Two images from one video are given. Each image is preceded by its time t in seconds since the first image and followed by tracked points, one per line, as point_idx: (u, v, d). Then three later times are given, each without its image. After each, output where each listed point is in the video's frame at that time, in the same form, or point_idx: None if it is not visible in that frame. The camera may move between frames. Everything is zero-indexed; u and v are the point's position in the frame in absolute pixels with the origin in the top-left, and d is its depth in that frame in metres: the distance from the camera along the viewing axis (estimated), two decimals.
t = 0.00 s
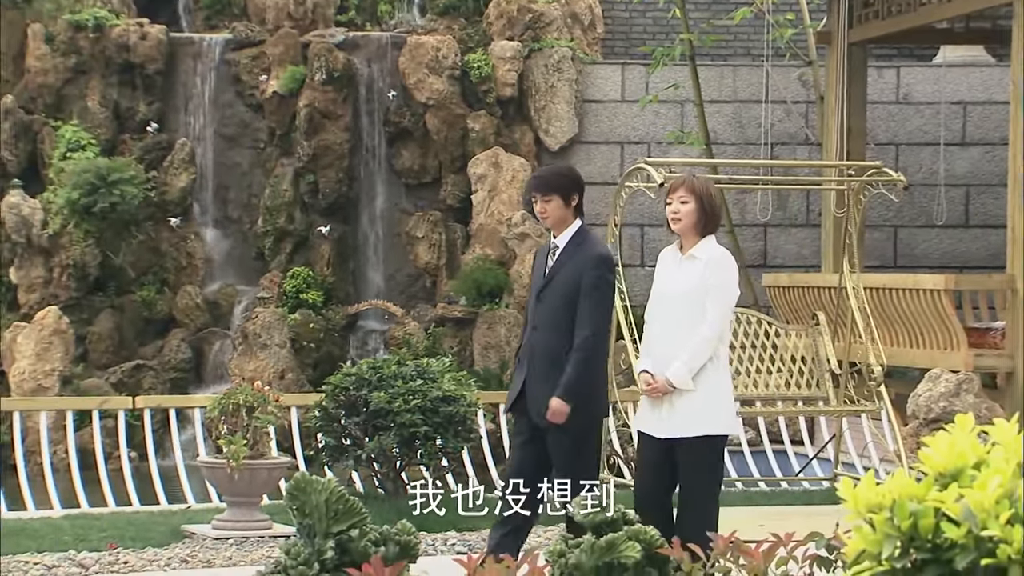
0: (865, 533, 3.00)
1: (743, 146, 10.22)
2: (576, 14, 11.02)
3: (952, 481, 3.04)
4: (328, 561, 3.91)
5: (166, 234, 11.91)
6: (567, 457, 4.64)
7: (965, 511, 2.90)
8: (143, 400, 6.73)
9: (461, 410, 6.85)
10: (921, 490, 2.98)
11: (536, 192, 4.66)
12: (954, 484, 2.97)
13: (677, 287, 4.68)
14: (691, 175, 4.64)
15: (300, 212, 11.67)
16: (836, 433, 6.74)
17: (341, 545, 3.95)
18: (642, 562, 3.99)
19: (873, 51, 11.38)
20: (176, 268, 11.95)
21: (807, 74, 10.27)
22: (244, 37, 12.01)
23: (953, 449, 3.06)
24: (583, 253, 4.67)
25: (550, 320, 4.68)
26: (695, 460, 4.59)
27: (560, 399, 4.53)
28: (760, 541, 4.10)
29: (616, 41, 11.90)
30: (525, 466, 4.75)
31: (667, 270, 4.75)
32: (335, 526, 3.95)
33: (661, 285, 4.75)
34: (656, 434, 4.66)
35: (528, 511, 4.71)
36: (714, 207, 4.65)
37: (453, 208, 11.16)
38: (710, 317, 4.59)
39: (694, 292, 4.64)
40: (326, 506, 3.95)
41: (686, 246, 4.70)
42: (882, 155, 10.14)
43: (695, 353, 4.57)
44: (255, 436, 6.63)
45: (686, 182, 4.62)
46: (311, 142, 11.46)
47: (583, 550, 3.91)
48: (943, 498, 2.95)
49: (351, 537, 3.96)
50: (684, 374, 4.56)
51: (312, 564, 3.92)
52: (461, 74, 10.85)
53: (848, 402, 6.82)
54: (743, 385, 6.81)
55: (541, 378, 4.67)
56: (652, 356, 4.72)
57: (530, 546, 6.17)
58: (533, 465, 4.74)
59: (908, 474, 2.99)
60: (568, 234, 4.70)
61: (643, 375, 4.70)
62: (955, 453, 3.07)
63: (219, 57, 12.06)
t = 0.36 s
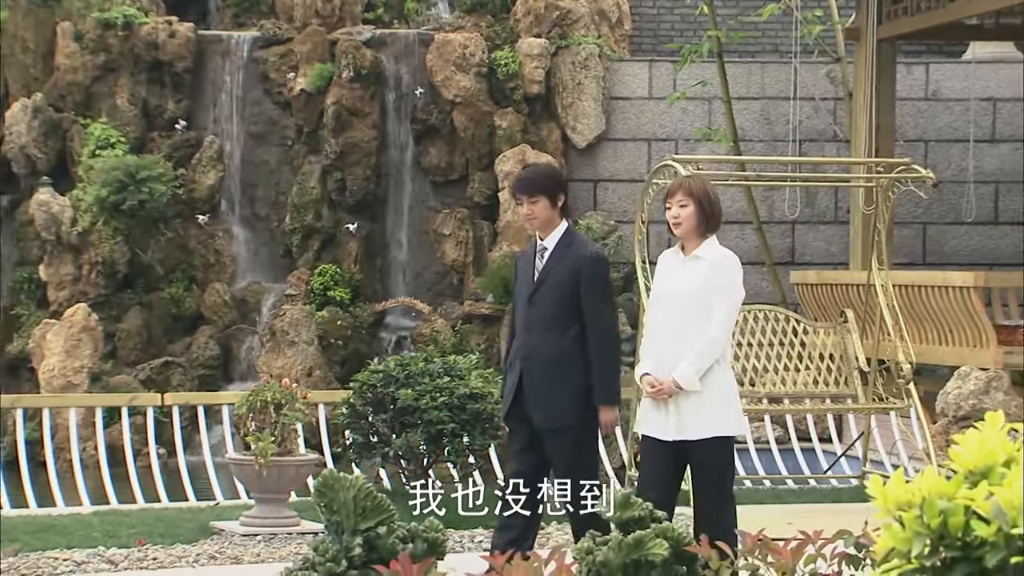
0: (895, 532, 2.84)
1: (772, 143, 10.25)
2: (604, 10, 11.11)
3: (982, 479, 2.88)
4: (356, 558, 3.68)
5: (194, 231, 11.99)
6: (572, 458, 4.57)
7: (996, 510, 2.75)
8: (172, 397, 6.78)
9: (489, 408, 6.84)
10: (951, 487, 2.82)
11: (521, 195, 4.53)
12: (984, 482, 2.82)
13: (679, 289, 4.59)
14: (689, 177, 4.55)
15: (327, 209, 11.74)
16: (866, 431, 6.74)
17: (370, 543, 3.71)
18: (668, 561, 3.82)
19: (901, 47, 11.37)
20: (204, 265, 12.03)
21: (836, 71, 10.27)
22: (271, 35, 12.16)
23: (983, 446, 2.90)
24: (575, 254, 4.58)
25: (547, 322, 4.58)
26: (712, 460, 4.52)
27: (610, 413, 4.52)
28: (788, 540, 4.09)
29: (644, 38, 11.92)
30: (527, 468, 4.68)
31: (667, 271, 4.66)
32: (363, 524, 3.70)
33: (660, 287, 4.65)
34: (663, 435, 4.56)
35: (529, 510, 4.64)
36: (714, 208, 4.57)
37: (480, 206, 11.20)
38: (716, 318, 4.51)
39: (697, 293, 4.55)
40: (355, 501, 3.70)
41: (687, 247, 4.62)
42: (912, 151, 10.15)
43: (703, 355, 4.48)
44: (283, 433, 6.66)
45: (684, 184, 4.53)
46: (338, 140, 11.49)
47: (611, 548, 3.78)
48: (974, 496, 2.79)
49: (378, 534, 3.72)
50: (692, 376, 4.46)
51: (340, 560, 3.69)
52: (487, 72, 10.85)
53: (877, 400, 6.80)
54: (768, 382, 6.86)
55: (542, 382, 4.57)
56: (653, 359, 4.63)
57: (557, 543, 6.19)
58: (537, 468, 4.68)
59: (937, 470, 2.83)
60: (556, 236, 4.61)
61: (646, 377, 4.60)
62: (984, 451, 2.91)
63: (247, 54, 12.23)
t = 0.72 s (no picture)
0: (924, 531, 2.82)
1: (799, 142, 10.26)
2: (631, 10, 11.17)
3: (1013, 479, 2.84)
4: (383, 557, 3.67)
5: (221, 231, 12.09)
6: (554, 456, 4.44)
7: None
8: (200, 397, 6.79)
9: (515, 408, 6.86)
10: (981, 487, 2.78)
11: (504, 192, 4.42)
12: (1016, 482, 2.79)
13: (664, 284, 4.56)
14: (678, 173, 4.54)
15: (354, 209, 11.83)
16: (894, 431, 6.72)
17: (396, 543, 3.71)
18: (696, 560, 3.75)
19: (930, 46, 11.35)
20: (232, 265, 12.13)
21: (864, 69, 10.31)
22: (299, 36, 12.26)
23: (1014, 446, 2.86)
24: (558, 249, 4.49)
25: (529, 319, 4.48)
26: (696, 459, 4.50)
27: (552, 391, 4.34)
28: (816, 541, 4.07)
29: (671, 37, 11.91)
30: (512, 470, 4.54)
31: (653, 268, 4.64)
32: (391, 523, 3.70)
33: (645, 284, 4.63)
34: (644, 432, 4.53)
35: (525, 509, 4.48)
36: (701, 204, 4.56)
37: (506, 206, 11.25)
38: (698, 314, 4.48)
39: (681, 290, 4.52)
40: (385, 501, 3.69)
41: (674, 244, 4.60)
42: (941, 150, 10.18)
43: (684, 350, 4.45)
44: (311, 432, 6.69)
45: (673, 179, 4.52)
46: (365, 139, 11.63)
47: (638, 548, 3.70)
48: (1004, 497, 2.76)
49: (405, 534, 3.73)
50: (672, 371, 4.43)
51: (368, 560, 3.68)
52: (514, 71, 10.88)
53: (905, 400, 6.78)
54: (797, 382, 6.86)
55: (524, 379, 4.46)
56: (636, 354, 4.60)
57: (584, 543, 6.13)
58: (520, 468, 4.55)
59: (967, 470, 2.79)
60: (539, 232, 4.50)
61: (628, 372, 4.57)
62: (1015, 450, 2.87)
63: (275, 55, 12.32)
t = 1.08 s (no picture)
0: (954, 532, 2.68)
1: (828, 142, 10.30)
2: (658, 10, 11.24)
3: None
4: (411, 557, 3.68)
5: (250, 231, 12.14)
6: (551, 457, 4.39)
7: None
8: (228, 396, 6.81)
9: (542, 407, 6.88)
10: (1014, 488, 2.66)
11: (503, 191, 4.39)
12: None
13: (665, 284, 4.46)
14: (674, 168, 4.46)
15: (381, 209, 11.96)
16: (924, 432, 6.70)
17: (425, 542, 3.71)
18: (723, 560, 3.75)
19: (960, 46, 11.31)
20: (260, 264, 12.17)
21: (894, 69, 10.31)
22: (327, 35, 12.43)
23: None
24: (558, 249, 4.45)
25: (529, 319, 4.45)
26: (685, 456, 4.35)
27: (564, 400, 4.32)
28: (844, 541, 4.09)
29: (699, 38, 11.88)
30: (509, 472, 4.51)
31: (652, 269, 4.54)
32: (420, 522, 3.70)
33: (647, 284, 4.53)
34: (645, 432, 4.42)
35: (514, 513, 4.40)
36: (699, 202, 4.46)
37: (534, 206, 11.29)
38: (702, 313, 4.38)
39: (681, 289, 4.43)
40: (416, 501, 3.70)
41: (674, 242, 4.50)
42: (971, 150, 10.16)
43: (688, 350, 4.35)
44: (340, 431, 6.73)
45: (670, 175, 4.44)
46: (393, 139, 11.75)
47: (667, 548, 3.68)
48: None
49: (434, 533, 3.72)
50: (676, 372, 4.33)
51: (396, 559, 3.68)
52: (542, 71, 10.96)
53: (935, 400, 6.76)
54: (826, 383, 6.86)
55: (524, 379, 4.43)
56: (640, 356, 4.49)
57: (610, 544, 6.13)
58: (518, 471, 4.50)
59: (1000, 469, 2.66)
60: (539, 232, 4.47)
61: (631, 374, 4.46)
62: None
63: (303, 55, 12.47)
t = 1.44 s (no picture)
0: (986, 533, 2.89)
1: (858, 142, 10.33)
2: (687, 9, 11.14)
3: None
4: (440, 557, 3.79)
5: (279, 232, 12.42)
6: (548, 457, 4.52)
7: None
8: (258, 396, 6.83)
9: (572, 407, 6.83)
10: None
11: (505, 193, 4.50)
12: None
13: (665, 289, 4.64)
14: (675, 174, 4.64)
15: (410, 208, 12.23)
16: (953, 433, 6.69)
17: (454, 541, 3.82)
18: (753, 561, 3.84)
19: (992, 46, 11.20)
20: (289, 265, 12.49)
21: (924, 67, 10.22)
22: (355, 36, 12.62)
23: None
24: (557, 253, 4.57)
25: (527, 321, 4.57)
26: (682, 459, 4.53)
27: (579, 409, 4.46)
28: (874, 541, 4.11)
29: (728, 37, 11.34)
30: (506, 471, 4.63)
31: (655, 273, 4.72)
32: (448, 520, 3.83)
33: (649, 289, 4.71)
34: (647, 435, 4.61)
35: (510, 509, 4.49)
36: (699, 206, 4.64)
37: (563, 206, 11.48)
38: (698, 320, 4.55)
39: (680, 296, 4.60)
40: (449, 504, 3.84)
41: (675, 247, 4.68)
42: (1001, 150, 10.19)
43: (684, 357, 4.53)
44: (369, 430, 6.73)
45: (671, 180, 4.62)
46: (422, 139, 11.96)
47: (696, 549, 3.78)
48: None
49: (463, 533, 3.83)
50: (672, 378, 4.51)
51: (425, 559, 3.78)
52: (571, 71, 11.28)
53: (965, 401, 6.76)
54: (855, 383, 6.86)
55: (522, 380, 4.56)
56: (643, 359, 4.68)
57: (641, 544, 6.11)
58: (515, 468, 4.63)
59: None
60: (539, 235, 4.59)
61: (633, 378, 4.65)
62: None
63: (332, 55, 12.71)
